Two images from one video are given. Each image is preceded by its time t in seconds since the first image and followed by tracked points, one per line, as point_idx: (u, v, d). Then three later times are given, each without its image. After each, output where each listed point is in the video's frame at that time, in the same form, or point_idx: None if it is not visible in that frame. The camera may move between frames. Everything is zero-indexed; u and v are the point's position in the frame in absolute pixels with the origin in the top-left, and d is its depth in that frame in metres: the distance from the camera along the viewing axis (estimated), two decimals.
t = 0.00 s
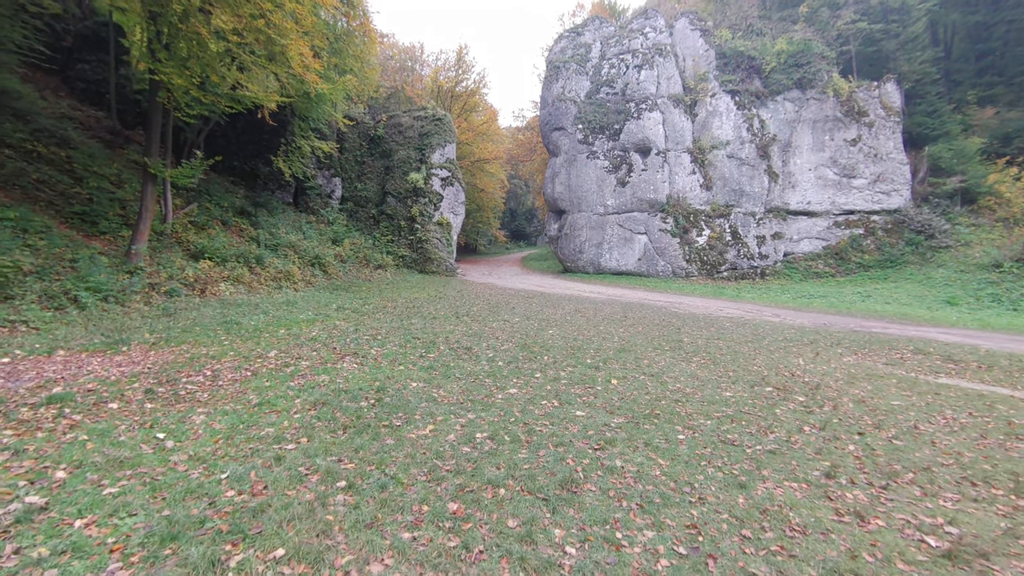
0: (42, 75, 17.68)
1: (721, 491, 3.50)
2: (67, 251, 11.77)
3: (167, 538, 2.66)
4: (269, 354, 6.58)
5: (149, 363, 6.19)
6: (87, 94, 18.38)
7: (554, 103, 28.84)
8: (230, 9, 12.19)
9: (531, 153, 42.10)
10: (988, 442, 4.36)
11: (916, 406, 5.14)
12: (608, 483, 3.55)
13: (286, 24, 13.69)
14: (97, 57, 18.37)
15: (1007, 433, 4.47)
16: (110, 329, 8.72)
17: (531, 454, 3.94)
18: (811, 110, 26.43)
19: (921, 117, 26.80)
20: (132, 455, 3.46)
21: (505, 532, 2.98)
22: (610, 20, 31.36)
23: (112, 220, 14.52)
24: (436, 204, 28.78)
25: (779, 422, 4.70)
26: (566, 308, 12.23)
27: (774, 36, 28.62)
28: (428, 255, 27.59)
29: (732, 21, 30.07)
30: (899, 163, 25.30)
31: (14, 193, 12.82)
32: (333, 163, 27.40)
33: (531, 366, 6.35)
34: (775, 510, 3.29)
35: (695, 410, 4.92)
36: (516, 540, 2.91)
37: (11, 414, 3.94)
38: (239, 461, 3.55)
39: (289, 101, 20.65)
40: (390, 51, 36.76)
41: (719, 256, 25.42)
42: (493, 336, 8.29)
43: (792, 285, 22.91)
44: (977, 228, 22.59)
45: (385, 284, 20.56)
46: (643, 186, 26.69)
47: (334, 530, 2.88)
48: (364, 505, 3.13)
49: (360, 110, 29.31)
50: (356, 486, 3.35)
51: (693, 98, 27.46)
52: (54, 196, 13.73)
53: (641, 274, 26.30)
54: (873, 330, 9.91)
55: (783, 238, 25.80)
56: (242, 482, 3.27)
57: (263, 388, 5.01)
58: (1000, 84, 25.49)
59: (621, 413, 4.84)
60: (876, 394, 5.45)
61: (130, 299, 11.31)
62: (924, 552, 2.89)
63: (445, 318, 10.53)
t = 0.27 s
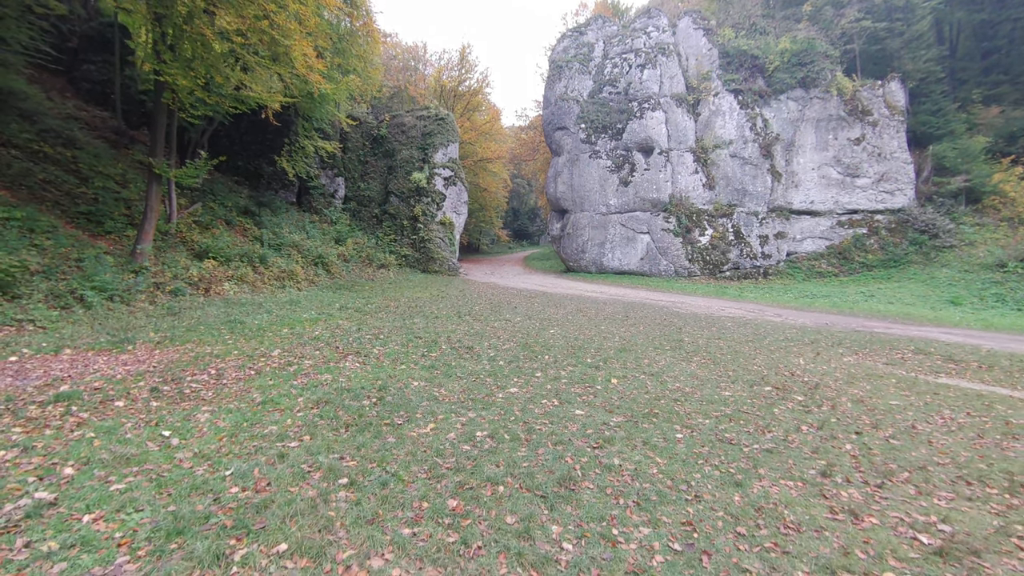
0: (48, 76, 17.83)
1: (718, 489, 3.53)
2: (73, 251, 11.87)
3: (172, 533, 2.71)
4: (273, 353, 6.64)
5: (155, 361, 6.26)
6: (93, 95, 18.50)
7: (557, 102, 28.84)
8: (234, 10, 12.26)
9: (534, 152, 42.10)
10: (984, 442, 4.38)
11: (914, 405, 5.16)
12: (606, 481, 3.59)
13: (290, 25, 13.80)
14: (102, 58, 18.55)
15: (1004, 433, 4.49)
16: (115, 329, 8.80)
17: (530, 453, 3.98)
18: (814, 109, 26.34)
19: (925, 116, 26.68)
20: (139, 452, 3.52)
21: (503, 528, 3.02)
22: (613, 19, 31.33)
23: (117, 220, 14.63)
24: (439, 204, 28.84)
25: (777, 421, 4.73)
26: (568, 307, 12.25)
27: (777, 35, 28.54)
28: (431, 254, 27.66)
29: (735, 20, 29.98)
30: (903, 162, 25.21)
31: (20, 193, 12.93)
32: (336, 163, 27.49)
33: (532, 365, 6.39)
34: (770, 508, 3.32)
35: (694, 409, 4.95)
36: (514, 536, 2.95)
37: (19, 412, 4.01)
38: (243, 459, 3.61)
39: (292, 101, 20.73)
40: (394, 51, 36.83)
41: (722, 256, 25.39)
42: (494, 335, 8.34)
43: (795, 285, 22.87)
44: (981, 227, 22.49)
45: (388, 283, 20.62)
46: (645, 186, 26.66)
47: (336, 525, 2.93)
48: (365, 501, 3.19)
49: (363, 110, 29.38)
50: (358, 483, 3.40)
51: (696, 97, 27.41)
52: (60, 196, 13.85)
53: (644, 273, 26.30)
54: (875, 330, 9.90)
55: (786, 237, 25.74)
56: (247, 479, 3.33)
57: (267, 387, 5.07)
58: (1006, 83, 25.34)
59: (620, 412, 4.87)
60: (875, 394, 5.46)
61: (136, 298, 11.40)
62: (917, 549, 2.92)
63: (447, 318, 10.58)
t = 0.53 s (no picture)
0: (48, 76, 17.83)
1: (715, 487, 3.56)
2: (74, 251, 11.89)
3: (174, 531, 2.74)
4: (273, 353, 6.67)
5: (156, 361, 6.29)
6: (93, 95, 18.51)
7: (557, 102, 28.86)
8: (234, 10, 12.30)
9: (534, 153, 42.13)
10: (980, 441, 4.42)
11: (911, 405, 5.19)
12: (604, 480, 3.62)
13: (291, 26, 13.84)
14: (102, 58, 18.56)
15: (1000, 432, 4.51)
16: (116, 328, 8.82)
17: (529, 451, 4.00)
18: (814, 110, 26.36)
19: (924, 117, 26.72)
20: (140, 450, 3.55)
21: (501, 526, 3.05)
22: (613, 19, 31.35)
23: (117, 219, 14.64)
24: (439, 204, 28.87)
25: (774, 420, 4.76)
26: (567, 307, 12.28)
27: (777, 36, 28.57)
28: (430, 254, 27.69)
29: (735, 20, 30.01)
30: (902, 162, 25.24)
31: (21, 193, 12.95)
32: (336, 163, 27.52)
33: (532, 365, 6.42)
34: (766, 507, 3.35)
35: (692, 409, 4.98)
36: (512, 534, 2.98)
37: (21, 412, 4.03)
38: (244, 458, 3.63)
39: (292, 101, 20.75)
40: (394, 51, 36.86)
41: (721, 256, 25.42)
42: (494, 335, 8.36)
43: (794, 285, 22.90)
44: (980, 228, 22.53)
45: (388, 283, 20.64)
46: (645, 186, 26.68)
47: (336, 523, 2.96)
48: (365, 500, 3.21)
49: (363, 110, 29.41)
50: (358, 481, 3.43)
51: (696, 98, 27.42)
52: (61, 195, 13.87)
53: (643, 274, 26.33)
54: (873, 330, 9.92)
55: (786, 237, 25.77)
56: (248, 477, 3.35)
57: (267, 387, 5.10)
58: (1005, 83, 25.36)
59: (618, 411, 4.90)
60: (873, 394, 5.48)
61: (136, 298, 11.43)
62: (911, 547, 2.95)
63: (446, 317, 10.60)
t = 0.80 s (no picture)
0: (49, 74, 17.84)
1: (713, 487, 3.57)
2: (75, 250, 11.91)
3: (176, 530, 2.76)
4: (274, 351, 6.70)
5: (157, 360, 6.32)
6: (94, 93, 18.52)
7: (558, 101, 28.85)
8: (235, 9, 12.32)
9: (535, 152, 42.10)
10: (979, 441, 4.42)
11: (910, 405, 5.20)
12: (603, 479, 3.63)
13: (292, 25, 13.85)
14: (103, 56, 18.59)
15: (998, 432, 4.52)
16: (117, 327, 8.85)
17: (529, 451, 4.02)
18: (815, 109, 26.32)
19: (925, 116, 26.68)
20: (142, 450, 3.56)
21: (501, 525, 3.06)
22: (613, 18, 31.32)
23: (118, 218, 14.66)
24: (439, 203, 28.88)
25: (773, 420, 4.77)
26: (567, 307, 12.29)
27: (778, 35, 28.53)
28: (431, 253, 27.71)
29: (736, 19, 29.98)
30: (903, 162, 25.22)
31: (22, 192, 12.96)
32: (336, 162, 27.52)
33: (532, 364, 6.43)
34: (765, 506, 3.36)
35: (691, 408, 4.99)
36: (512, 533, 2.99)
37: (23, 411, 4.05)
38: (245, 456, 3.64)
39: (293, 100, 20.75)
40: (394, 50, 36.83)
41: (722, 255, 25.41)
42: (494, 334, 8.38)
43: (795, 284, 22.90)
44: (981, 227, 22.51)
45: (389, 282, 20.65)
46: (646, 185, 26.66)
47: (337, 523, 2.97)
48: (365, 499, 3.22)
49: (363, 109, 29.41)
50: (359, 480, 3.44)
51: (697, 97, 27.39)
52: (62, 194, 13.89)
53: (644, 273, 26.32)
54: (873, 330, 9.92)
55: (786, 237, 25.75)
56: (249, 476, 3.37)
57: (268, 386, 5.12)
58: (1006, 82, 25.32)
59: (618, 411, 4.91)
60: (872, 394, 5.49)
61: (137, 297, 11.45)
62: (909, 547, 2.96)
63: (447, 317, 10.61)
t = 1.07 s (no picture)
0: (48, 75, 17.79)
1: (711, 487, 3.57)
2: (73, 251, 11.91)
3: (174, 531, 2.75)
4: (272, 352, 6.70)
5: (156, 360, 6.33)
6: (92, 94, 18.53)
7: (557, 102, 28.88)
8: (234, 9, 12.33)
9: (533, 152, 42.12)
10: (976, 441, 4.43)
11: (908, 405, 5.19)
12: (600, 480, 3.63)
13: (290, 26, 13.88)
14: (102, 57, 18.54)
15: (995, 432, 4.53)
16: (116, 328, 8.84)
17: (527, 451, 4.02)
18: (814, 109, 26.36)
19: (923, 116, 26.72)
20: (139, 451, 3.56)
21: (498, 525, 3.06)
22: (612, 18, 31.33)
23: (117, 219, 14.66)
24: (438, 203, 28.90)
25: (770, 420, 4.77)
26: (566, 307, 12.30)
27: (776, 35, 28.56)
28: (430, 254, 27.71)
29: (734, 19, 30.02)
30: (902, 161, 25.25)
31: (20, 193, 12.95)
32: (335, 162, 27.52)
33: (530, 365, 6.43)
34: (761, 506, 3.37)
35: (690, 408, 4.99)
36: (509, 534, 2.99)
37: (21, 412, 4.05)
38: (243, 457, 3.64)
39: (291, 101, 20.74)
40: (393, 50, 36.84)
41: (721, 255, 25.44)
42: (492, 335, 8.39)
43: (793, 284, 22.92)
44: (980, 227, 22.55)
45: (388, 283, 20.65)
46: (645, 185, 26.66)
47: (334, 523, 2.97)
48: (363, 500, 3.22)
49: (362, 110, 29.41)
50: (356, 481, 3.44)
51: (695, 97, 27.40)
52: (60, 195, 13.87)
53: (643, 273, 26.33)
54: (872, 330, 9.92)
55: (785, 237, 25.77)
56: (246, 477, 3.37)
57: (266, 387, 5.12)
58: (1004, 82, 25.37)
59: (616, 411, 4.91)
60: (870, 394, 5.49)
61: (136, 298, 11.44)
62: (904, 546, 2.97)
63: (446, 317, 10.61)
